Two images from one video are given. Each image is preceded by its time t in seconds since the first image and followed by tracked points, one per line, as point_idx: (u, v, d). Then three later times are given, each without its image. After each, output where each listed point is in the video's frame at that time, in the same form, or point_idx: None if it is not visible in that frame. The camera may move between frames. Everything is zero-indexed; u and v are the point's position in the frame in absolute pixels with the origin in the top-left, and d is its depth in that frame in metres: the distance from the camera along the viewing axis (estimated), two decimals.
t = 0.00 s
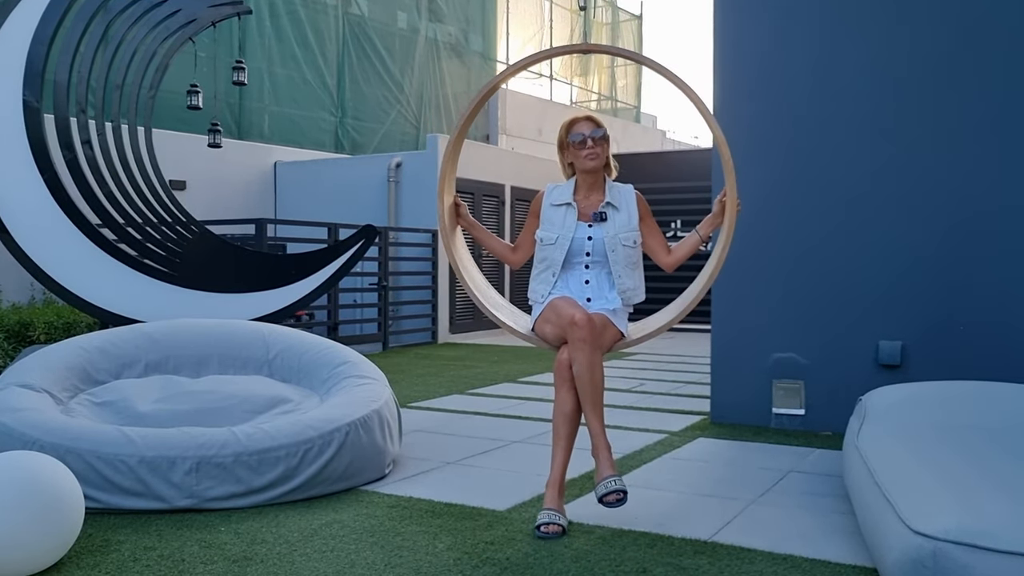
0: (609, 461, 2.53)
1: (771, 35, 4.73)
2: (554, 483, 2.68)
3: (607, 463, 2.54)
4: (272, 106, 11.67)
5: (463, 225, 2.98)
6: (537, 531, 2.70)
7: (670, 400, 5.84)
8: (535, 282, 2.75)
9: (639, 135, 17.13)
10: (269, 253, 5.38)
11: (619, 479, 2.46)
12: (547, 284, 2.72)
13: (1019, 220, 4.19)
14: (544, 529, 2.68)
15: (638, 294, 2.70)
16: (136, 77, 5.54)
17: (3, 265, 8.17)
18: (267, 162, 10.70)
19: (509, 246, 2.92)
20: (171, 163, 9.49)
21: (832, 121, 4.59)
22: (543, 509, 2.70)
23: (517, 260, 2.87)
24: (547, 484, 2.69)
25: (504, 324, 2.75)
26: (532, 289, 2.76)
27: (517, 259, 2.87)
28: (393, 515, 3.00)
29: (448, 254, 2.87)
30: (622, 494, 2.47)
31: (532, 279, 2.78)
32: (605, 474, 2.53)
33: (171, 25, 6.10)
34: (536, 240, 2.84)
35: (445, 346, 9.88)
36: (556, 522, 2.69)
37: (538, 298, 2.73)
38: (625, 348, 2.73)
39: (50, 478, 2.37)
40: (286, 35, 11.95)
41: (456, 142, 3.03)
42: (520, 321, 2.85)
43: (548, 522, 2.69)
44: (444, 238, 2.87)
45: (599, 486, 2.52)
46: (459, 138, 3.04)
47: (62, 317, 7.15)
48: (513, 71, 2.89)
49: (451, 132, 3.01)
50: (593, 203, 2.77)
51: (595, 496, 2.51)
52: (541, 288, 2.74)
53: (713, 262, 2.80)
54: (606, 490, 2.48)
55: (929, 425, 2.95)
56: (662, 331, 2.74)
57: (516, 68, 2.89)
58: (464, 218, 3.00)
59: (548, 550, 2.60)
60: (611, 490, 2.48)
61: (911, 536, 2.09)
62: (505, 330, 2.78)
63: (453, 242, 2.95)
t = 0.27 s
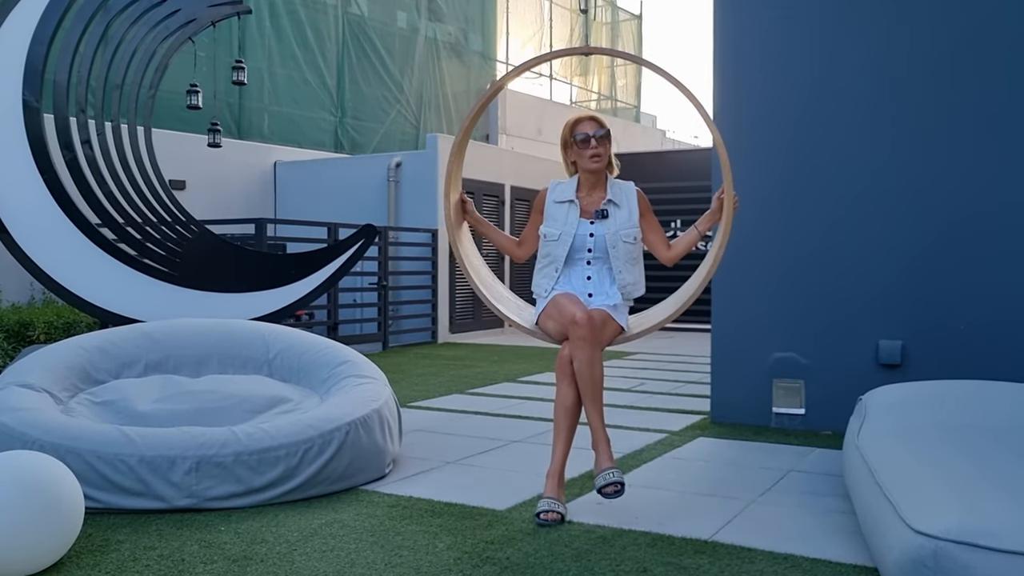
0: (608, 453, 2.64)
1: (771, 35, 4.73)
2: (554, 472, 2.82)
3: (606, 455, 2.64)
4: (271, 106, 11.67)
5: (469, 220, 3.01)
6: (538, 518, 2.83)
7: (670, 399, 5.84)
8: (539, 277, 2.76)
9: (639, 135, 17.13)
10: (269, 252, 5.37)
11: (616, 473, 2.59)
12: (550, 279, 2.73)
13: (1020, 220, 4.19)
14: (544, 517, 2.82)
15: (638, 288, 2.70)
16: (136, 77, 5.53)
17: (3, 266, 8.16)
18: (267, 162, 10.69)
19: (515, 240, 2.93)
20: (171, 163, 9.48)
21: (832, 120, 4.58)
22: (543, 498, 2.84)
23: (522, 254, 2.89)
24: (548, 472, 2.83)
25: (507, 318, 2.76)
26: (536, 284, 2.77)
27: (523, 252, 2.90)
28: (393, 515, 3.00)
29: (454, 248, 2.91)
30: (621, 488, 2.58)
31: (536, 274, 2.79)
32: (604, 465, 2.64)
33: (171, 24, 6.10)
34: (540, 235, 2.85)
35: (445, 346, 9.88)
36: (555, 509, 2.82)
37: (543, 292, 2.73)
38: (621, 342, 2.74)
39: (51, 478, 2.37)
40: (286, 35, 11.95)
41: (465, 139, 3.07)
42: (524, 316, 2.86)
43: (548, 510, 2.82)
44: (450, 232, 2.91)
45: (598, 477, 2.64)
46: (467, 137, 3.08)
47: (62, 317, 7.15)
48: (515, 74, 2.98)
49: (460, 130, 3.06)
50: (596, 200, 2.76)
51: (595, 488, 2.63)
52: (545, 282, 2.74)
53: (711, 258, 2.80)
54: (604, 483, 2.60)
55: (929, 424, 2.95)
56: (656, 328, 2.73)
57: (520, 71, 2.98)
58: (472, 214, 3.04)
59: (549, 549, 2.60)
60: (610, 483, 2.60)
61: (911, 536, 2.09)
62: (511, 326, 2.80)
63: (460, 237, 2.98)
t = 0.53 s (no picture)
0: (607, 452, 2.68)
1: (771, 35, 4.73)
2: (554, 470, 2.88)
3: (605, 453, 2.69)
4: (271, 106, 11.67)
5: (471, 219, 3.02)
6: (538, 514, 2.88)
7: (670, 399, 5.84)
8: (541, 274, 2.76)
9: (639, 135, 17.13)
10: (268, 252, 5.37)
11: (615, 471, 2.64)
12: (552, 277, 2.73)
13: (1020, 220, 4.19)
14: (544, 513, 2.87)
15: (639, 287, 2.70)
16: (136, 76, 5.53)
17: (3, 266, 8.16)
18: (267, 162, 10.69)
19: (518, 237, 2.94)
20: (171, 163, 9.48)
21: (831, 121, 4.59)
22: (543, 495, 2.89)
23: (525, 252, 2.92)
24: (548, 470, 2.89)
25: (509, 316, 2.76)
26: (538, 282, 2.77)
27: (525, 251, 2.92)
28: (393, 515, 2.99)
29: (456, 246, 2.90)
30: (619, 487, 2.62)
31: (537, 271, 2.79)
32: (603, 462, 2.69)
33: (171, 24, 6.09)
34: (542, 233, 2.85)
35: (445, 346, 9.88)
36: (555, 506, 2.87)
37: (545, 290, 2.73)
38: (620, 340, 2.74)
39: (51, 478, 2.37)
40: (286, 35, 11.95)
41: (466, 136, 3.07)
42: (526, 313, 2.86)
43: (548, 506, 2.87)
44: (452, 230, 2.90)
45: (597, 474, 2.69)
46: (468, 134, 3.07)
47: (62, 317, 7.14)
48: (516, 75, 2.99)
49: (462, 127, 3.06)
50: (597, 198, 2.77)
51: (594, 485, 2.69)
52: (547, 280, 2.75)
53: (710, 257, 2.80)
54: (603, 480, 2.66)
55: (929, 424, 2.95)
56: (654, 329, 2.74)
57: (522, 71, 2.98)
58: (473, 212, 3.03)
59: (549, 549, 2.60)
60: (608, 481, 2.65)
61: (911, 536, 2.09)
62: (513, 324, 2.79)
63: (461, 235, 2.97)
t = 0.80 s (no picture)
0: (605, 455, 2.63)
1: (770, 36, 4.73)
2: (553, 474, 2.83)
3: (604, 457, 2.64)
4: (271, 107, 11.67)
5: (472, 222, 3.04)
6: (537, 519, 2.83)
7: (670, 400, 5.85)
8: (540, 278, 2.76)
9: (638, 136, 17.14)
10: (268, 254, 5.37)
11: (614, 476, 2.59)
12: (552, 281, 2.73)
13: (1019, 222, 4.19)
14: (542, 518, 2.82)
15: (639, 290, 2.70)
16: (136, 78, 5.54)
17: (3, 267, 8.17)
18: (267, 162, 10.70)
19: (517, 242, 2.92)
20: (171, 164, 9.49)
21: (831, 122, 4.59)
22: (542, 500, 2.84)
23: (525, 255, 2.88)
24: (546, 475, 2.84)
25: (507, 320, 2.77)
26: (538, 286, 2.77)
27: (525, 254, 2.89)
28: (392, 516, 3.00)
29: (455, 248, 2.90)
30: (618, 489, 2.58)
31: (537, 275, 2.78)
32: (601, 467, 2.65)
33: (171, 25, 6.10)
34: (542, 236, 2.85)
35: (445, 347, 9.89)
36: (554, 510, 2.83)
37: (545, 294, 2.73)
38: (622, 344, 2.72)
39: (51, 480, 2.38)
40: (286, 36, 11.96)
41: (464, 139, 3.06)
42: (525, 317, 2.86)
43: (546, 511, 2.82)
44: (451, 232, 2.90)
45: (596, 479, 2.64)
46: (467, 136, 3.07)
47: (62, 318, 7.15)
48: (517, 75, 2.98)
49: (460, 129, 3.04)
50: (597, 200, 2.77)
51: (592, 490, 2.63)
52: (546, 283, 2.75)
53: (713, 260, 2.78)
54: (601, 484, 2.60)
55: (929, 425, 2.95)
56: (656, 331, 2.74)
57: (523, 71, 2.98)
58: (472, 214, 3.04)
59: (548, 551, 2.61)
60: (607, 485, 2.60)
61: (910, 537, 2.10)
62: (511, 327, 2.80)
63: (460, 237, 2.98)
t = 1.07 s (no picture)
0: (605, 461, 2.53)
1: (771, 36, 4.73)
2: (551, 481, 2.64)
3: (603, 463, 2.53)
4: (271, 107, 11.67)
5: (469, 224, 3.04)
6: (530, 526, 2.66)
7: (670, 400, 5.85)
8: (539, 281, 2.75)
9: (638, 135, 17.14)
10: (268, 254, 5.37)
11: (613, 483, 2.46)
12: (551, 283, 2.72)
13: (1019, 221, 4.19)
14: (536, 525, 2.65)
15: (640, 292, 2.70)
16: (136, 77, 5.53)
17: (3, 266, 8.17)
18: (267, 162, 10.70)
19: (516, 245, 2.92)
20: (171, 163, 9.49)
21: (831, 122, 4.59)
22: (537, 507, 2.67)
23: (524, 260, 2.88)
24: (542, 482, 2.66)
25: (504, 324, 2.76)
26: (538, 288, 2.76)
27: (524, 258, 2.88)
28: (393, 515, 3.00)
29: (452, 253, 2.90)
30: (617, 496, 2.48)
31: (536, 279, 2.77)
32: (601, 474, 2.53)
33: (172, 24, 6.09)
34: (541, 239, 2.85)
35: (445, 346, 9.88)
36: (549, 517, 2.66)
37: (544, 296, 2.72)
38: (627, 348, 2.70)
39: (52, 478, 2.37)
40: (286, 35, 11.95)
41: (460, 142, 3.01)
42: (522, 321, 2.85)
43: (541, 518, 2.65)
44: (448, 239, 2.91)
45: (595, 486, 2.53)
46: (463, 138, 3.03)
47: (62, 317, 7.15)
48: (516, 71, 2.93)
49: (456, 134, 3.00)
50: (598, 200, 2.77)
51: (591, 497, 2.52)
52: (545, 286, 2.74)
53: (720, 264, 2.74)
54: (600, 491, 2.49)
55: (929, 425, 2.95)
56: (662, 333, 2.72)
57: (523, 66, 2.92)
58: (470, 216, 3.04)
59: (550, 550, 2.60)
60: (606, 491, 2.48)
61: (911, 536, 2.10)
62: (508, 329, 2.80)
63: (457, 241, 2.98)
